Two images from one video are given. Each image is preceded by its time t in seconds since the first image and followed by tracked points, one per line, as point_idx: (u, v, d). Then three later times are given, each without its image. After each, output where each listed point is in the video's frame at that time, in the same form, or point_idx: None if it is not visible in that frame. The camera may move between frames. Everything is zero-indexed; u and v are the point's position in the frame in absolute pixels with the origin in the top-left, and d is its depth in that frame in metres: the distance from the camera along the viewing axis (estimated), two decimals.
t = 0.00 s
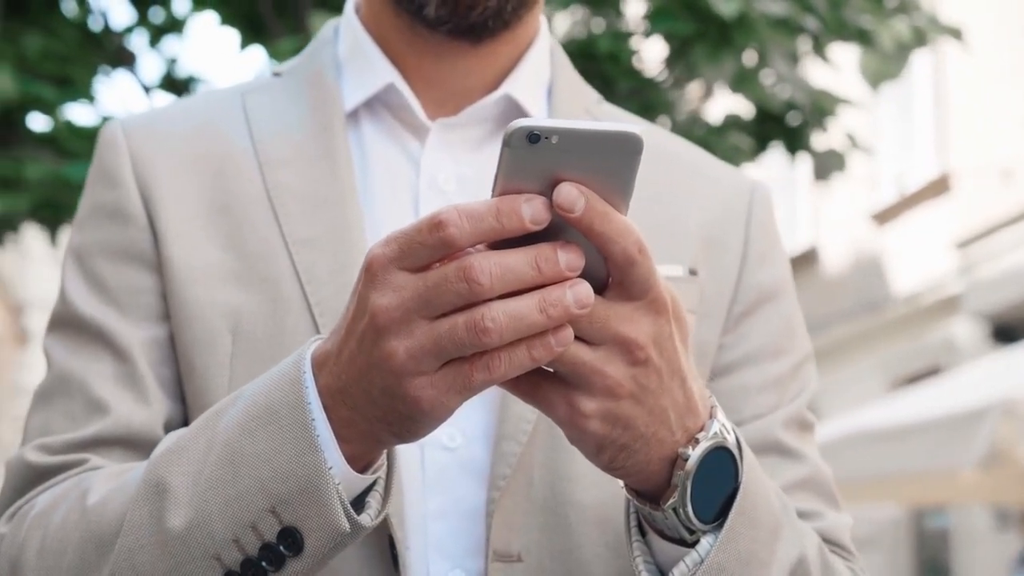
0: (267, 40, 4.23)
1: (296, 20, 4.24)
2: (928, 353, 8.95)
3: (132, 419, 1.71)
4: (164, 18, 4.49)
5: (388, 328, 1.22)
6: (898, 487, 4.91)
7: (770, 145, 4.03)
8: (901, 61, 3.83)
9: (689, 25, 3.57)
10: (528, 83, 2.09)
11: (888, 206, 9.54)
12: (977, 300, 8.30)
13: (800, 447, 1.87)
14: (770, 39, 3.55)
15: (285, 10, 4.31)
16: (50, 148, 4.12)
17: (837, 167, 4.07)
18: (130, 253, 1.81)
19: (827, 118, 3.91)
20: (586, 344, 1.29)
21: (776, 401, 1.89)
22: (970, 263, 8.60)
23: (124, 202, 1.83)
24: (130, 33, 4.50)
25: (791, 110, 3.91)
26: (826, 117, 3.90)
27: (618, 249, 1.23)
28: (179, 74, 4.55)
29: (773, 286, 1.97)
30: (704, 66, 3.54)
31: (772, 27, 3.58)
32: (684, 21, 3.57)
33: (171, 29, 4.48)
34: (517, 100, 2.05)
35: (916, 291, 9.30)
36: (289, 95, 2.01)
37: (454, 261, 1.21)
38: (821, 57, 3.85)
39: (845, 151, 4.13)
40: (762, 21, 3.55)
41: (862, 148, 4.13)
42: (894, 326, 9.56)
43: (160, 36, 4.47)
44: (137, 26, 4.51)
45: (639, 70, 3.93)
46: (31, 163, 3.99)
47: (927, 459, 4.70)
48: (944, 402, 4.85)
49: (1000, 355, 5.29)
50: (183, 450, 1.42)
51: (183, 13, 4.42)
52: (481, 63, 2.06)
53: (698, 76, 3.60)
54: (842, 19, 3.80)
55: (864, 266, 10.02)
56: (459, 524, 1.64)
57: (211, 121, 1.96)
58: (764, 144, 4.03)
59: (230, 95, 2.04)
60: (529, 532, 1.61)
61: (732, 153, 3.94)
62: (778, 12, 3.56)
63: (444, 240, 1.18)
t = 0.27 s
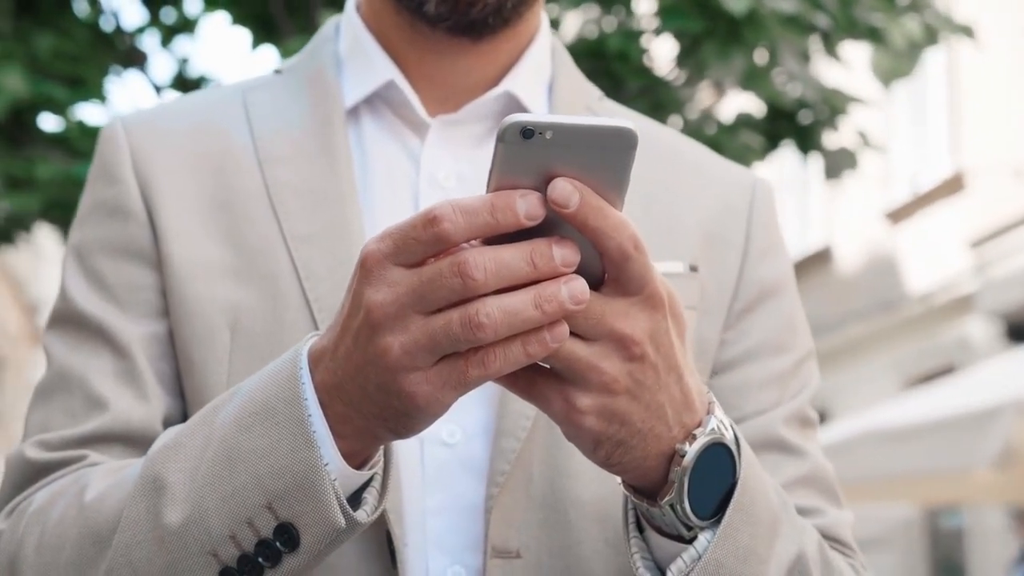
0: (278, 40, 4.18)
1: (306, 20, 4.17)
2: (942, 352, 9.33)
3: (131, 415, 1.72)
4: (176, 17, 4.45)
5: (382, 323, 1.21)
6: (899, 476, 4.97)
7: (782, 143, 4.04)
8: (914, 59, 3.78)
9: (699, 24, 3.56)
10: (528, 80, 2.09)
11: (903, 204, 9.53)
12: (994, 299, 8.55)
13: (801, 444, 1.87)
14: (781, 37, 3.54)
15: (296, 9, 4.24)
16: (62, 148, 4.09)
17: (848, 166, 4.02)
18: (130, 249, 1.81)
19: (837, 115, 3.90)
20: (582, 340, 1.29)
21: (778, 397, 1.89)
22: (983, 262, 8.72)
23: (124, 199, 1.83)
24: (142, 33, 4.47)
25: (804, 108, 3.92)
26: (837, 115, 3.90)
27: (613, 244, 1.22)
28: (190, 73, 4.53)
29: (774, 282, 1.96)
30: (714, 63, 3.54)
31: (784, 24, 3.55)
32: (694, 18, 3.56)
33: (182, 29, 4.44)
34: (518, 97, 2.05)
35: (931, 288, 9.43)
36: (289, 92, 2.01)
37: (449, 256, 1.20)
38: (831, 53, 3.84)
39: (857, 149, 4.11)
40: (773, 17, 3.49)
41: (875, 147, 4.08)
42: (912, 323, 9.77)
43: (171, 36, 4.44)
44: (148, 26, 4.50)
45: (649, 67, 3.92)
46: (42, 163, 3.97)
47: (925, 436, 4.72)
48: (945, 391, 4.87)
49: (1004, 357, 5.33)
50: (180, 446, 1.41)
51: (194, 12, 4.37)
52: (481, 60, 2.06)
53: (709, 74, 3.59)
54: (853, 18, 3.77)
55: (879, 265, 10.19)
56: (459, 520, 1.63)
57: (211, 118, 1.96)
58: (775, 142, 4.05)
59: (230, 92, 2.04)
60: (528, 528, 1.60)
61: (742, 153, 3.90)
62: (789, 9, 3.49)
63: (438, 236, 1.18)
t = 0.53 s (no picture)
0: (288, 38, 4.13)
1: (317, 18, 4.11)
2: (951, 350, 8.89)
3: (129, 411, 1.71)
4: (186, 15, 4.39)
5: (377, 317, 1.21)
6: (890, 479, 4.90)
7: (793, 140, 4.04)
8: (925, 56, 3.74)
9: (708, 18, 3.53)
10: (529, 74, 2.08)
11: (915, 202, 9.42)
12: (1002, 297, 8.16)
13: (803, 439, 1.85)
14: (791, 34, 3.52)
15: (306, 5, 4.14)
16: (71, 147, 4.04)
17: (859, 162, 4.01)
18: (129, 245, 1.81)
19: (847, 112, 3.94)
20: (578, 333, 1.28)
21: (779, 392, 1.88)
22: (996, 260, 8.38)
23: (124, 194, 1.83)
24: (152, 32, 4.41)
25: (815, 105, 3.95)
26: (848, 113, 3.95)
27: (609, 237, 1.22)
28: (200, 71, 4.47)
29: (776, 277, 1.95)
30: (723, 58, 3.54)
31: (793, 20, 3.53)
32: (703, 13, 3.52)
33: (192, 27, 4.38)
34: (517, 91, 2.04)
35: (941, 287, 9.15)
36: (289, 87, 2.01)
37: (444, 250, 1.20)
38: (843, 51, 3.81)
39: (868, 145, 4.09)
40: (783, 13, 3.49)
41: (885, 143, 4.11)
42: (919, 322, 9.38)
43: (182, 35, 4.38)
44: (158, 25, 4.44)
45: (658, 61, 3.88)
46: (51, 161, 3.91)
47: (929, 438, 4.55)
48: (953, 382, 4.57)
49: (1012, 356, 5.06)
50: (177, 441, 1.41)
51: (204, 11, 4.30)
52: (480, 55, 2.05)
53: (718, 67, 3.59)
54: (863, 14, 3.74)
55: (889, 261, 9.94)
56: (459, 516, 1.62)
57: (211, 114, 1.96)
58: (786, 138, 4.05)
59: (231, 88, 2.03)
60: (527, 523, 1.60)
61: (751, 149, 3.95)
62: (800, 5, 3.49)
63: (433, 229, 1.17)
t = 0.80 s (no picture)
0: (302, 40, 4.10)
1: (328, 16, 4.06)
2: (970, 352, 8.99)
3: (129, 412, 1.71)
4: (199, 18, 4.36)
5: (372, 316, 1.21)
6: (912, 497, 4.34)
7: (805, 140, 4.02)
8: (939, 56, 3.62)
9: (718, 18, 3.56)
10: (530, 73, 2.08)
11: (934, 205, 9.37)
12: (1022, 296, 8.15)
13: (805, 439, 1.84)
14: (804, 34, 3.51)
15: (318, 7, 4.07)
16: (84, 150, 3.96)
17: (873, 162, 4.01)
18: (129, 246, 1.81)
19: (861, 113, 3.94)
20: (574, 333, 1.28)
21: (781, 392, 1.87)
22: (1015, 260, 8.35)
23: (124, 195, 1.83)
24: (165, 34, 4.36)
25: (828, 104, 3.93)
26: (863, 113, 3.94)
27: (603, 236, 1.21)
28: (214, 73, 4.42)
29: (777, 276, 1.94)
30: (735, 58, 3.52)
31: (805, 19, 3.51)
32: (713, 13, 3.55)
33: (205, 29, 4.35)
34: (516, 91, 2.04)
35: (960, 287, 9.07)
36: (289, 88, 2.01)
37: (439, 249, 1.20)
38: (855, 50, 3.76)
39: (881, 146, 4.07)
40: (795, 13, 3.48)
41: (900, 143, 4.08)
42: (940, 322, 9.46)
43: (195, 37, 4.35)
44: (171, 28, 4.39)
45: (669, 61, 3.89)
46: (66, 163, 3.85)
47: (983, 463, 3.86)
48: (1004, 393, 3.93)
49: None
50: (175, 442, 1.41)
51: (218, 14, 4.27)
52: (481, 54, 2.04)
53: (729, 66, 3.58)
54: (876, 14, 3.70)
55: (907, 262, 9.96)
56: (458, 516, 1.61)
57: (211, 114, 1.96)
58: (799, 139, 4.03)
59: (231, 89, 2.03)
60: (527, 523, 1.59)
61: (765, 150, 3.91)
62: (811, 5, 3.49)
63: (427, 228, 1.17)
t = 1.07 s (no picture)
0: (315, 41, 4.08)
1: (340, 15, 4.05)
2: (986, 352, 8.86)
3: (130, 414, 1.72)
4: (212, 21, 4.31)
5: (369, 318, 1.21)
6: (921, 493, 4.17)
7: (818, 142, 4.03)
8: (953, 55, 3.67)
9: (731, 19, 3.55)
10: (532, 74, 2.08)
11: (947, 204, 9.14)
12: None
13: (808, 441, 1.83)
14: (816, 35, 3.50)
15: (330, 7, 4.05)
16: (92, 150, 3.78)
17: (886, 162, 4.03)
18: (131, 248, 1.81)
19: (873, 114, 3.91)
20: (572, 335, 1.28)
21: (784, 394, 1.86)
22: None
23: (125, 198, 1.84)
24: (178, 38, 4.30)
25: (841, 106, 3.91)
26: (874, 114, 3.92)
27: (601, 237, 1.21)
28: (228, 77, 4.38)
29: (780, 277, 1.94)
30: (746, 59, 3.52)
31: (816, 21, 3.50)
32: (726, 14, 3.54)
33: (219, 33, 4.30)
34: (518, 93, 2.05)
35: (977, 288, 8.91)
36: (291, 91, 2.01)
37: (436, 250, 1.19)
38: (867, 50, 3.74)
39: (893, 148, 4.04)
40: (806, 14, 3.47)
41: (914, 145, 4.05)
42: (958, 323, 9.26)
43: (208, 41, 4.30)
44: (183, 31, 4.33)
45: (682, 62, 3.88)
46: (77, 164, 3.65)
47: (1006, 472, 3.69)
48: None
49: None
50: (174, 444, 1.41)
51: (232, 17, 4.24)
52: (482, 57, 2.04)
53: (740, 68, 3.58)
54: (889, 15, 3.66)
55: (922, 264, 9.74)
56: (459, 518, 1.60)
57: (213, 117, 1.96)
58: (812, 140, 4.03)
59: (234, 91, 2.04)
60: (528, 525, 1.58)
61: (777, 153, 3.91)
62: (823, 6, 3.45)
63: (424, 230, 1.17)
